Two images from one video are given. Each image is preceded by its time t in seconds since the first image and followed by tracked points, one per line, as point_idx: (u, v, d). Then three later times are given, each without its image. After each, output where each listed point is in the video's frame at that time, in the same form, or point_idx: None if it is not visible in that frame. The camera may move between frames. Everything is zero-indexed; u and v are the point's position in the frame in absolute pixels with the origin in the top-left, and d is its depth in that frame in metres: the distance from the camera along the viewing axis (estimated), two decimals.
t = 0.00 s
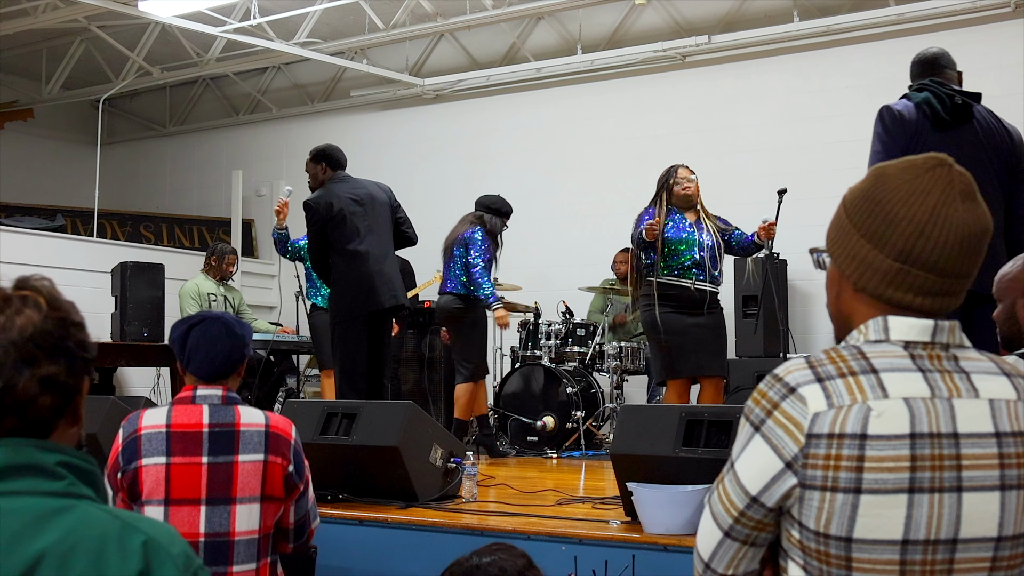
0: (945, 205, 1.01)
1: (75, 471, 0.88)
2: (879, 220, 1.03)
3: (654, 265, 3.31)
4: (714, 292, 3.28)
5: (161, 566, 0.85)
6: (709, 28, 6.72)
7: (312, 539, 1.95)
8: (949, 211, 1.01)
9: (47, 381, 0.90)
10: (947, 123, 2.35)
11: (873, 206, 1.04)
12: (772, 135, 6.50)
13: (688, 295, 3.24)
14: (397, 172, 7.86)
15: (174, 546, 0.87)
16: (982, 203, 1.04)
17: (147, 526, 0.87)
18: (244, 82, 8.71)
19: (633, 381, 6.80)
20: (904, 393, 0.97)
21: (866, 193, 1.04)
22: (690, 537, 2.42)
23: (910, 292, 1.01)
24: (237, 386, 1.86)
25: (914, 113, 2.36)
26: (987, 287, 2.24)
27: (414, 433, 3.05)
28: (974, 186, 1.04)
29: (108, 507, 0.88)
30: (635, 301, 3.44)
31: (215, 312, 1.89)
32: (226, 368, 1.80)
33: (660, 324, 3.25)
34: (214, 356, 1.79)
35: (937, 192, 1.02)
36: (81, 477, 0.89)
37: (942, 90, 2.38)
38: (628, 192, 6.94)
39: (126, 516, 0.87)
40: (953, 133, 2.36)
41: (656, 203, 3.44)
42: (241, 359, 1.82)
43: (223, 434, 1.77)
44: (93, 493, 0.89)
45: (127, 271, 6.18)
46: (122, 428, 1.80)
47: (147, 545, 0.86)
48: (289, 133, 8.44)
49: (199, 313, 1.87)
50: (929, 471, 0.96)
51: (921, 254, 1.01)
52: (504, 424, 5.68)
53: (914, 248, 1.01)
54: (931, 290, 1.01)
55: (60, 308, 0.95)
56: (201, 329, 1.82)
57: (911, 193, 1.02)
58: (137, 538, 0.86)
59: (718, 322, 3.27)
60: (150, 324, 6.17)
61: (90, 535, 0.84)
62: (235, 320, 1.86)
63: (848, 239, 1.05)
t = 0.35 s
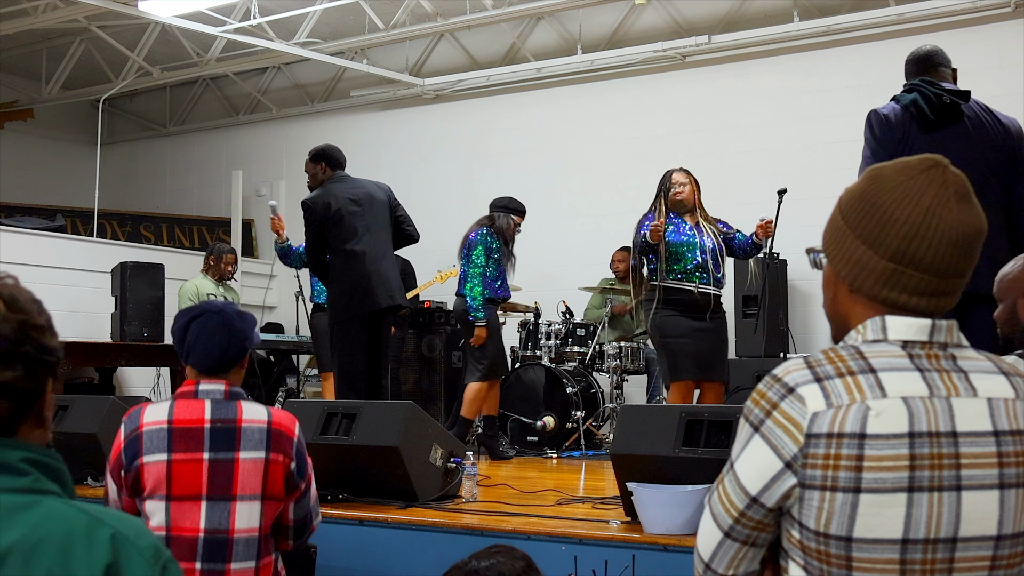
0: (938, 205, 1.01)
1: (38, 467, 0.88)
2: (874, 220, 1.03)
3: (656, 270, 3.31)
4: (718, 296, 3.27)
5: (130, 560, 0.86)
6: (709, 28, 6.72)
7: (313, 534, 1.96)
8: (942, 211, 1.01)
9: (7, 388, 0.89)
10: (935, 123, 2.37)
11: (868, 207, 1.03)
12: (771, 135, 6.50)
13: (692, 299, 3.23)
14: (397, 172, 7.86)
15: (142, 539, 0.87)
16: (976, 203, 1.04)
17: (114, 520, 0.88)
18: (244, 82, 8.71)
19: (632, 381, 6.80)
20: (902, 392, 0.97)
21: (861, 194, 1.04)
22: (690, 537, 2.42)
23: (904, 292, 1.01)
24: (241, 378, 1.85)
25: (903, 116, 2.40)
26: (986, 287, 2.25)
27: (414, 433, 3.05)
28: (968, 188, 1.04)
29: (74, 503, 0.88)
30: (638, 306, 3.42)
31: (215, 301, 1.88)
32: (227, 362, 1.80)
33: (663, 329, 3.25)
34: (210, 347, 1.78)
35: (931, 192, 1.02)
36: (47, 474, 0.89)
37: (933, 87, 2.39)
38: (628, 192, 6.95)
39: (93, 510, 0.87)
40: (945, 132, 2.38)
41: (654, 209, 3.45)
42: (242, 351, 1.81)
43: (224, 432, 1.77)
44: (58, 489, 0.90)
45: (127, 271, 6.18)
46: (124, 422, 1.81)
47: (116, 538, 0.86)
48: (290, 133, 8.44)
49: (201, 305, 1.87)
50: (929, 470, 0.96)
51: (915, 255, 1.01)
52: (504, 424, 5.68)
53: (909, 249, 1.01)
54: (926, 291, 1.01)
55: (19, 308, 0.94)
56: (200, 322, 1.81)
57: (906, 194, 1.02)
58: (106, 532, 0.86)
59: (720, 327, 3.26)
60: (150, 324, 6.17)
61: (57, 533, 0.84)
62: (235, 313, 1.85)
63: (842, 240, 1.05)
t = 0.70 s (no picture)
0: (944, 207, 1.01)
1: (6, 468, 0.88)
2: (880, 220, 1.03)
3: (660, 264, 3.31)
4: (722, 290, 3.29)
5: (94, 561, 0.85)
6: (709, 28, 6.72)
7: (322, 518, 2.01)
8: (948, 213, 1.01)
9: None
10: (949, 127, 2.39)
11: (873, 207, 1.03)
12: (771, 135, 6.50)
13: (696, 293, 3.25)
14: (397, 171, 7.86)
15: (110, 541, 0.86)
16: (982, 203, 1.04)
17: (81, 521, 0.87)
18: (244, 82, 8.71)
19: (632, 381, 6.80)
20: (905, 389, 0.97)
21: (867, 194, 1.04)
22: (690, 537, 2.42)
23: (908, 292, 1.01)
24: (248, 364, 1.91)
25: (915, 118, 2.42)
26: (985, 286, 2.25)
27: (414, 433, 3.05)
28: (975, 189, 1.04)
29: (39, 503, 0.88)
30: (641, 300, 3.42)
31: (208, 294, 1.91)
32: (220, 357, 1.84)
33: (669, 321, 3.25)
34: (197, 348, 1.83)
35: (936, 193, 1.02)
36: (16, 476, 0.90)
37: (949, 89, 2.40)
38: (628, 192, 6.95)
39: (60, 512, 0.87)
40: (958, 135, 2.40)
41: (661, 203, 3.43)
42: (234, 343, 1.85)
43: (232, 416, 1.82)
44: (26, 490, 0.89)
45: (127, 271, 6.18)
46: (129, 414, 1.84)
47: (80, 540, 0.85)
48: (289, 133, 8.44)
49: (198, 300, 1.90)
50: (930, 467, 0.96)
51: (920, 254, 1.01)
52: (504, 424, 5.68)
53: (913, 250, 1.01)
54: (931, 290, 1.01)
55: None
56: (193, 319, 1.86)
57: (911, 196, 1.02)
58: (70, 533, 0.85)
59: (722, 322, 3.29)
60: (151, 324, 6.18)
61: (20, 531, 0.84)
62: (225, 306, 1.87)
63: (846, 239, 1.05)
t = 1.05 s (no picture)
0: (941, 205, 1.01)
1: None
2: (879, 220, 1.03)
3: (659, 271, 3.33)
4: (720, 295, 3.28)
5: (79, 560, 0.85)
6: (709, 28, 6.72)
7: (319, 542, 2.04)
8: (945, 211, 1.01)
9: None
10: (978, 130, 2.43)
11: (870, 207, 1.04)
12: (771, 135, 6.50)
13: (693, 298, 3.24)
14: (397, 171, 7.87)
15: (97, 541, 0.87)
16: (979, 203, 1.04)
17: (67, 520, 0.88)
18: (244, 82, 8.71)
19: (632, 381, 6.80)
20: (907, 393, 0.97)
21: (865, 195, 1.05)
22: (690, 537, 2.42)
23: (909, 292, 1.01)
24: (250, 381, 1.93)
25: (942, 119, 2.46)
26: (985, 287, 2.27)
27: (414, 433, 3.06)
28: (971, 187, 1.04)
29: (28, 502, 0.88)
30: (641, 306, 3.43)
31: (217, 309, 1.94)
32: (227, 372, 1.87)
33: (667, 328, 3.25)
34: (209, 362, 1.85)
35: (933, 192, 1.02)
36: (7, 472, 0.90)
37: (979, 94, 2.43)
38: (628, 192, 6.95)
39: (48, 510, 0.88)
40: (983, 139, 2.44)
41: (656, 211, 3.45)
42: (242, 357, 1.87)
43: (239, 439, 1.84)
44: (17, 487, 0.90)
45: (127, 271, 6.18)
46: (131, 433, 1.83)
47: (65, 539, 0.86)
48: (290, 133, 8.44)
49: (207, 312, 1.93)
50: (932, 472, 0.96)
51: (920, 254, 1.01)
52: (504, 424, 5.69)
53: (913, 249, 1.01)
54: (931, 290, 1.01)
55: None
56: (202, 331, 1.89)
57: (908, 196, 1.02)
58: (57, 533, 0.86)
59: (722, 326, 3.27)
60: (151, 324, 6.18)
61: (6, 529, 0.85)
62: (234, 319, 1.90)
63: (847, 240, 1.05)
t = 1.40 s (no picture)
0: (945, 208, 1.01)
1: None
2: (882, 220, 1.02)
3: (665, 268, 3.31)
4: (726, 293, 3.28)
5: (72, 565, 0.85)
6: (709, 28, 6.72)
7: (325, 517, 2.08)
8: (948, 214, 1.01)
9: None
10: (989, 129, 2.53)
11: (874, 206, 1.04)
12: (771, 135, 6.50)
13: (700, 296, 3.24)
14: (397, 172, 7.87)
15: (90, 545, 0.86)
16: (985, 208, 1.04)
17: (59, 523, 0.87)
18: (244, 82, 8.71)
19: (632, 381, 6.80)
20: (906, 392, 0.97)
21: (869, 195, 1.04)
22: (690, 537, 2.42)
23: (910, 293, 1.01)
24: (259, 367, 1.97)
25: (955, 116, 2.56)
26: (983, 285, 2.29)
27: (413, 433, 3.06)
28: (976, 190, 1.04)
29: (22, 505, 0.88)
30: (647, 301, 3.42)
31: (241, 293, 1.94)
32: (261, 358, 1.91)
33: (672, 327, 3.25)
34: (254, 345, 1.88)
35: (937, 195, 1.02)
36: None
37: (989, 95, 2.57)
38: (628, 192, 6.95)
39: (39, 512, 0.87)
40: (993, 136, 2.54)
41: (662, 206, 3.45)
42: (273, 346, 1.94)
43: (265, 415, 1.87)
44: (8, 489, 0.89)
45: (127, 271, 6.18)
46: (155, 405, 1.78)
47: (58, 542, 0.86)
48: (289, 133, 8.44)
49: (234, 295, 1.93)
50: (932, 469, 0.96)
51: (922, 257, 1.01)
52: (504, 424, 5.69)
53: (915, 251, 1.00)
54: (932, 293, 1.01)
55: None
56: (244, 317, 1.89)
57: (912, 198, 1.02)
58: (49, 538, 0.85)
59: (728, 324, 3.27)
60: (151, 324, 6.17)
61: None
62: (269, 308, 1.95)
63: (849, 238, 1.05)
